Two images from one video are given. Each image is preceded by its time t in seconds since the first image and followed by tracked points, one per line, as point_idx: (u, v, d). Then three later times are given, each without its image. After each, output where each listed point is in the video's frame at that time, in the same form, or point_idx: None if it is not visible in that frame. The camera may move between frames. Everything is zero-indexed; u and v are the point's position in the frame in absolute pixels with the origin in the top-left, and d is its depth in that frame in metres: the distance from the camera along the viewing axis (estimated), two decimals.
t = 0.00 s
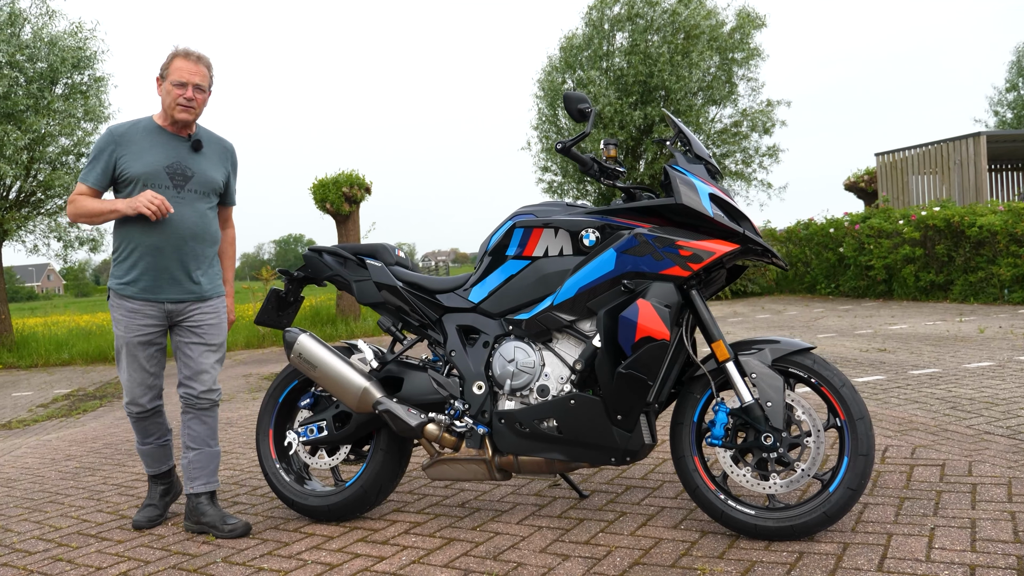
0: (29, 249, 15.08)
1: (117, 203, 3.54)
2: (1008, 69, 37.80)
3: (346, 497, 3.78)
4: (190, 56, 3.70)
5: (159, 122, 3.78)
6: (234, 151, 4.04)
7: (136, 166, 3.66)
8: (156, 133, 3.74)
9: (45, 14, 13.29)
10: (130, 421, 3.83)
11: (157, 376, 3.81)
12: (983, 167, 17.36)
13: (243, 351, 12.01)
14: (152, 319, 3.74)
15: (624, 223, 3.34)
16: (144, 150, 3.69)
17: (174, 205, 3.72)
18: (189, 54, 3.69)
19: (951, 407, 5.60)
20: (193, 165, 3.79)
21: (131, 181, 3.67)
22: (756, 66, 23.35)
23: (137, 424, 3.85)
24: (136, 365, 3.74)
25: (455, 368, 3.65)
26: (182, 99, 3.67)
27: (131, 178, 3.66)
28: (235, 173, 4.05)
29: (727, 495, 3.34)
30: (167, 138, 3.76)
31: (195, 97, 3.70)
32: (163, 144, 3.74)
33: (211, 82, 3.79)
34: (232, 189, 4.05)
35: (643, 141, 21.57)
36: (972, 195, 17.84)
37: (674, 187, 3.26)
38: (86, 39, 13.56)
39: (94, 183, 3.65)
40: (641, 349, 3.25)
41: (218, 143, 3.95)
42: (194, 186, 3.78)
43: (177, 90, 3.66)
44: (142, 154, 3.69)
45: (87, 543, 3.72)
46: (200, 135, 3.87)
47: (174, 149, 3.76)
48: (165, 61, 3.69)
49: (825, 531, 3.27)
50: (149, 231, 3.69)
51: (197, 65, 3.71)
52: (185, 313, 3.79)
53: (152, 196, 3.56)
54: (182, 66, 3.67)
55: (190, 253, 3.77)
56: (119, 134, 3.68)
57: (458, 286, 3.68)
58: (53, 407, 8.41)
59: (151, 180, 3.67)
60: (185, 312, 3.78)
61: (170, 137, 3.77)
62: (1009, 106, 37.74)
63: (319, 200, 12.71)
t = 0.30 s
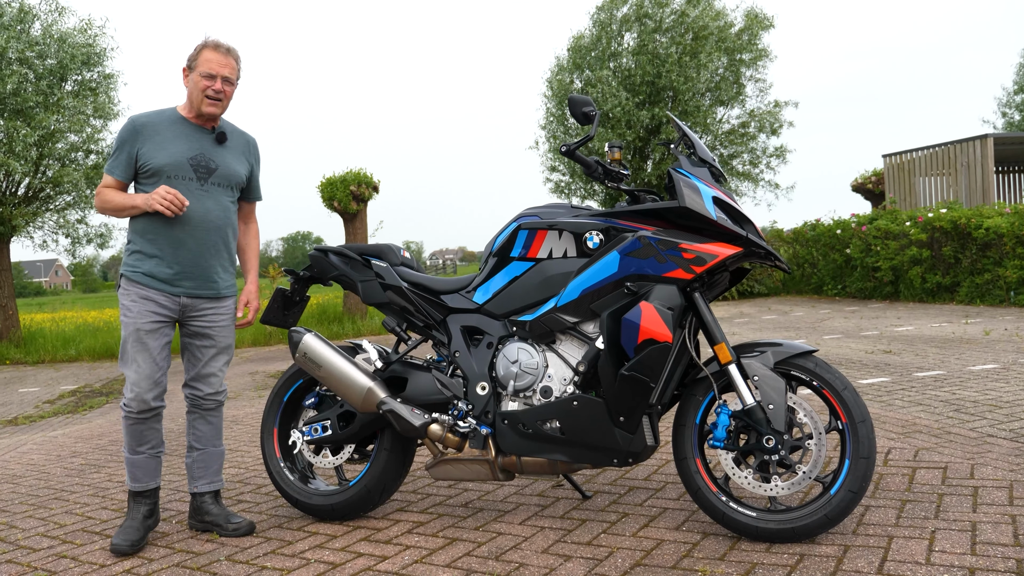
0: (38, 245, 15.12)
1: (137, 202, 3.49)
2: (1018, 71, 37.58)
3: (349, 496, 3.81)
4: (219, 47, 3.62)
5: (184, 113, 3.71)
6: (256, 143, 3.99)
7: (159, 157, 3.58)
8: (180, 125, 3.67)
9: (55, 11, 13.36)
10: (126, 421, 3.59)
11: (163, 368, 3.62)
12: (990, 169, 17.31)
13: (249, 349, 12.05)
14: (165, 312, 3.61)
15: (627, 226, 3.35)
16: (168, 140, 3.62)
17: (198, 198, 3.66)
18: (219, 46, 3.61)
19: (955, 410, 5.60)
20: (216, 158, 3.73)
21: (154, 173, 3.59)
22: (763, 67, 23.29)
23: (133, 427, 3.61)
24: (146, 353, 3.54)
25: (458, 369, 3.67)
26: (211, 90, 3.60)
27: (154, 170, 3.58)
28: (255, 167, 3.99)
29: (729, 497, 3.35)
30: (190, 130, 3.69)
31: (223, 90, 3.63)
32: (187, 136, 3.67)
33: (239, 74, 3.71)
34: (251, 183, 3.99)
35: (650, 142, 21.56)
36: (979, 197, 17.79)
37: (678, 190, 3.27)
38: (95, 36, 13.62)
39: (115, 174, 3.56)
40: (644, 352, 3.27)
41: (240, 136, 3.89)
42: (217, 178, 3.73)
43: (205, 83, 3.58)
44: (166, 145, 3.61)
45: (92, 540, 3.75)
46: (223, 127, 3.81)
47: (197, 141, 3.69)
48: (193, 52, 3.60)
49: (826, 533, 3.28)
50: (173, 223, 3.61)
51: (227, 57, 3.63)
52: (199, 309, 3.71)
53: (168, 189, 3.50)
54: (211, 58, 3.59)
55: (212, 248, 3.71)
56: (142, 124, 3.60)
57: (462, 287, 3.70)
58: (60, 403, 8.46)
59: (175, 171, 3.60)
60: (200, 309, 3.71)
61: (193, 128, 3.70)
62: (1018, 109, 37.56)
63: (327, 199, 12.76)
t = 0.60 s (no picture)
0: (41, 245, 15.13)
1: (150, 202, 3.44)
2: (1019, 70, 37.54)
3: (351, 497, 3.82)
4: (223, 46, 3.60)
5: (183, 112, 3.68)
6: (252, 140, 3.99)
7: (165, 159, 3.55)
8: (183, 126, 3.64)
9: (58, 10, 13.38)
10: (143, 421, 3.40)
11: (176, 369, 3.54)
12: (992, 167, 17.29)
13: (252, 348, 12.07)
14: (174, 316, 3.57)
15: (628, 228, 3.36)
16: (172, 142, 3.59)
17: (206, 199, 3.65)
18: (222, 45, 3.60)
19: (956, 409, 5.60)
20: (221, 158, 3.72)
21: (160, 175, 3.55)
22: (766, 66, 23.22)
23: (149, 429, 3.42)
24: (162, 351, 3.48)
25: (461, 370, 3.68)
26: (217, 91, 3.59)
27: (161, 172, 3.55)
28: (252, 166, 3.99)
29: (730, 498, 3.36)
30: (193, 130, 3.67)
31: (229, 90, 3.63)
32: (189, 136, 3.64)
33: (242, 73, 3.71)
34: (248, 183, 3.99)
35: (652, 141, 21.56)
36: (981, 195, 17.78)
37: (679, 192, 3.29)
38: (99, 35, 13.62)
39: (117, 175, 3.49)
40: (644, 353, 3.28)
41: (239, 135, 3.88)
42: (223, 179, 3.72)
43: (211, 84, 3.58)
44: (170, 147, 3.57)
45: (94, 541, 3.77)
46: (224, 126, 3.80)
47: (200, 141, 3.67)
48: (195, 51, 3.57)
49: (827, 534, 3.29)
50: (181, 226, 3.58)
51: (231, 57, 3.62)
52: (205, 314, 3.70)
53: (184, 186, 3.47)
54: (216, 58, 3.57)
55: (219, 251, 3.71)
56: (143, 124, 3.54)
57: (465, 288, 3.72)
58: (63, 402, 8.49)
59: (182, 173, 3.58)
60: (205, 314, 3.69)
61: (196, 128, 3.68)
62: (1020, 107, 37.49)
63: (330, 198, 12.76)
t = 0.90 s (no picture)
0: (44, 249, 15.18)
1: (150, 207, 3.26)
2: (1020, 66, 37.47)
3: (355, 499, 3.83)
4: (232, 56, 3.45)
5: (169, 109, 3.50)
6: (231, 136, 3.87)
7: (157, 160, 3.38)
8: (172, 125, 3.48)
9: (60, 14, 13.44)
10: (154, 439, 3.32)
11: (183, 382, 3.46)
12: (995, 164, 17.26)
13: (255, 350, 12.08)
14: (181, 324, 3.49)
15: (630, 229, 3.36)
16: (163, 142, 3.42)
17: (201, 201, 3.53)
18: (233, 54, 3.45)
19: (960, 408, 5.60)
20: (211, 157, 3.59)
21: (155, 177, 3.40)
22: (767, 65, 23.14)
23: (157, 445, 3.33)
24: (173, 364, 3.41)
25: (464, 372, 3.69)
26: (223, 103, 3.48)
27: (157, 174, 3.39)
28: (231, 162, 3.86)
29: (733, 498, 3.36)
30: (182, 128, 3.51)
31: (233, 100, 3.51)
32: (180, 136, 3.48)
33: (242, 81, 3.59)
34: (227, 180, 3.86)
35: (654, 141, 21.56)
36: (984, 192, 17.74)
37: (680, 194, 3.29)
38: (101, 39, 13.75)
39: (107, 180, 3.29)
40: (647, 355, 3.28)
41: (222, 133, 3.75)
42: (215, 179, 3.61)
43: (220, 95, 3.45)
44: (163, 147, 3.41)
45: (100, 544, 3.79)
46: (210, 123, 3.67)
47: (191, 140, 3.53)
48: (199, 54, 3.38)
49: (831, 534, 3.29)
50: (180, 228, 3.48)
51: (238, 67, 3.49)
52: (208, 318, 3.63)
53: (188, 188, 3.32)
54: (227, 68, 3.43)
55: (219, 253, 3.63)
56: (132, 123, 3.35)
57: (467, 291, 3.72)
58: (67, 406, 8.51)
59: (177, 174, 3.43)
60: (209, 319, 3.62)
61: (184, 126, 3.52)
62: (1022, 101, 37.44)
63: (332, 200, 12.77)
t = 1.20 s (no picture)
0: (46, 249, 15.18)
1: (155, 202, 3.22)
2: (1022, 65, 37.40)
3: (357, 502, 3.82)
4: (234, 51, 3.43)
5: (168, 103, 3.46)
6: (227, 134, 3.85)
7: (158, 154, 3.36)
8: (172, 119, 3.45)
9: (64, 16, 13.46)
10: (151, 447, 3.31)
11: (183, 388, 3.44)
12: (998, 163, 17.22)
13: (258, 351, 12.08)
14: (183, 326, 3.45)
15: (631, 232, 3.36)
16: (163, 136, 3.40)
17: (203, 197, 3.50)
18: (235, 50, 3.43)
19: (963, 409, 5.58)
20: (211, 152, 3.57)
21: (158, 171, 3.37)
22: (769, 64, 23.13)
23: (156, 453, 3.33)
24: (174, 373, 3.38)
25: (464, 375, 3.69)
26: (221, 99, 3.45)
27: (160, 168, 3.37)
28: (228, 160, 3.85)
29: (735, 501, 3.36)
30: (180, 123, 3.48)
31: (232, 96, 3.49)
32: (179, 130, 3.46)
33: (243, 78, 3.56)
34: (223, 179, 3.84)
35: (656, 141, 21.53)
36: (987, 190, 17.70)
37: (680, 196, 3.28)
38: (104, 41, 13.75)
39: (110, 173, 3.26)
40: (648, 357, 3.26)
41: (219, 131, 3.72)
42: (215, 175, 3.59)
43: (221, 90, 3.42)
44: (163, 141, 3.38)
45: (101, 547, 3.78)
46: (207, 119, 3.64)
47: (190, 135, 3.50)
48: (201, 48, 3.36)
49: (833, 537, 3.28)
50: (183, 225, 3.44)
51: (239, 62, 3.46)
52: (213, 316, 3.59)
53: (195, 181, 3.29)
54: (229, 63, 3.41)
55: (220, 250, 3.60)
56: (131, 117, 3.32)
57: (468, 293, 3.72)
58: (70, 407, 8.51)
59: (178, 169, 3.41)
60: (213, 317, 3.58)
61: (183, 121, 3.49)
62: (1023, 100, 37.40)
63: (334, 200, 12.77)
